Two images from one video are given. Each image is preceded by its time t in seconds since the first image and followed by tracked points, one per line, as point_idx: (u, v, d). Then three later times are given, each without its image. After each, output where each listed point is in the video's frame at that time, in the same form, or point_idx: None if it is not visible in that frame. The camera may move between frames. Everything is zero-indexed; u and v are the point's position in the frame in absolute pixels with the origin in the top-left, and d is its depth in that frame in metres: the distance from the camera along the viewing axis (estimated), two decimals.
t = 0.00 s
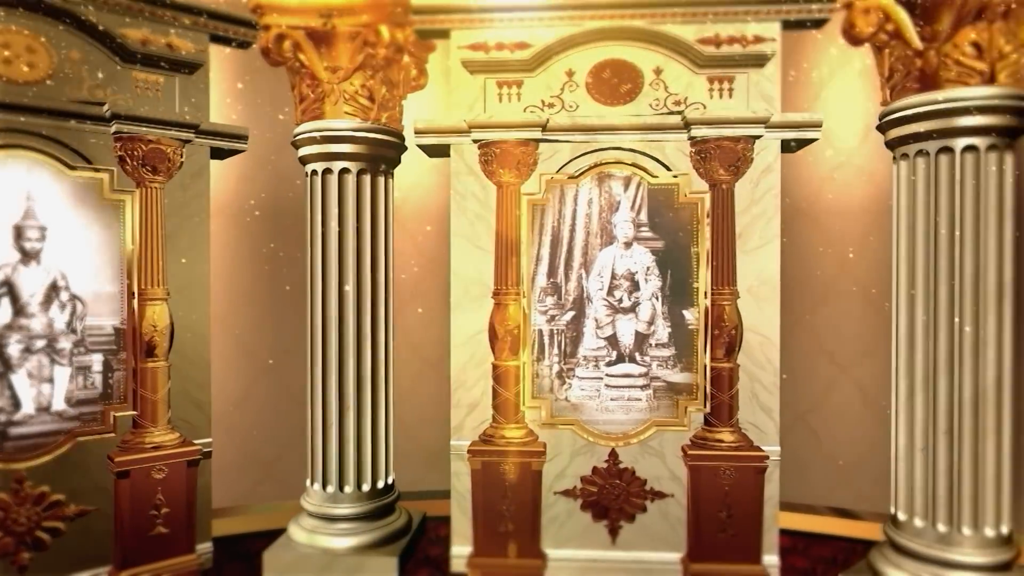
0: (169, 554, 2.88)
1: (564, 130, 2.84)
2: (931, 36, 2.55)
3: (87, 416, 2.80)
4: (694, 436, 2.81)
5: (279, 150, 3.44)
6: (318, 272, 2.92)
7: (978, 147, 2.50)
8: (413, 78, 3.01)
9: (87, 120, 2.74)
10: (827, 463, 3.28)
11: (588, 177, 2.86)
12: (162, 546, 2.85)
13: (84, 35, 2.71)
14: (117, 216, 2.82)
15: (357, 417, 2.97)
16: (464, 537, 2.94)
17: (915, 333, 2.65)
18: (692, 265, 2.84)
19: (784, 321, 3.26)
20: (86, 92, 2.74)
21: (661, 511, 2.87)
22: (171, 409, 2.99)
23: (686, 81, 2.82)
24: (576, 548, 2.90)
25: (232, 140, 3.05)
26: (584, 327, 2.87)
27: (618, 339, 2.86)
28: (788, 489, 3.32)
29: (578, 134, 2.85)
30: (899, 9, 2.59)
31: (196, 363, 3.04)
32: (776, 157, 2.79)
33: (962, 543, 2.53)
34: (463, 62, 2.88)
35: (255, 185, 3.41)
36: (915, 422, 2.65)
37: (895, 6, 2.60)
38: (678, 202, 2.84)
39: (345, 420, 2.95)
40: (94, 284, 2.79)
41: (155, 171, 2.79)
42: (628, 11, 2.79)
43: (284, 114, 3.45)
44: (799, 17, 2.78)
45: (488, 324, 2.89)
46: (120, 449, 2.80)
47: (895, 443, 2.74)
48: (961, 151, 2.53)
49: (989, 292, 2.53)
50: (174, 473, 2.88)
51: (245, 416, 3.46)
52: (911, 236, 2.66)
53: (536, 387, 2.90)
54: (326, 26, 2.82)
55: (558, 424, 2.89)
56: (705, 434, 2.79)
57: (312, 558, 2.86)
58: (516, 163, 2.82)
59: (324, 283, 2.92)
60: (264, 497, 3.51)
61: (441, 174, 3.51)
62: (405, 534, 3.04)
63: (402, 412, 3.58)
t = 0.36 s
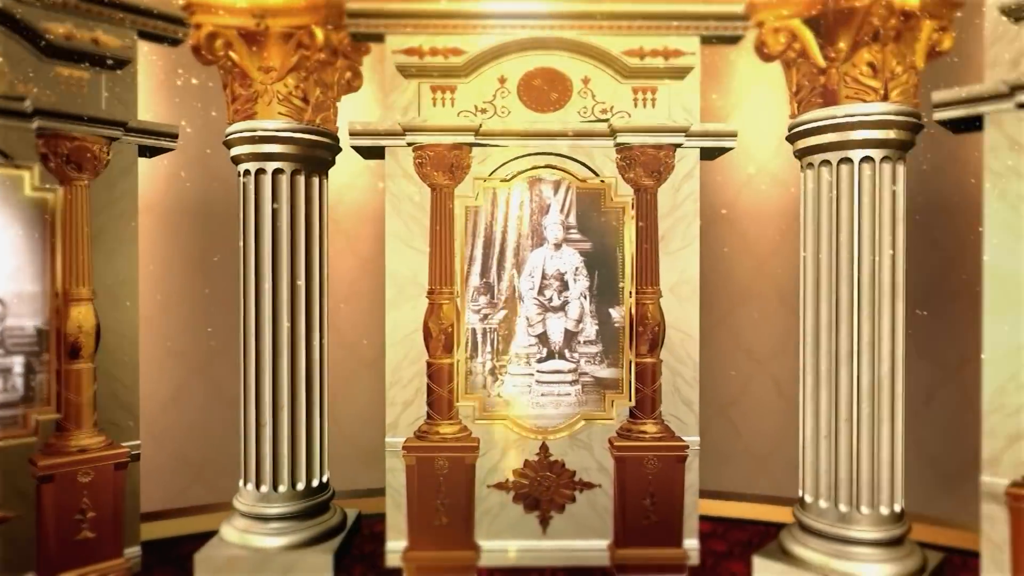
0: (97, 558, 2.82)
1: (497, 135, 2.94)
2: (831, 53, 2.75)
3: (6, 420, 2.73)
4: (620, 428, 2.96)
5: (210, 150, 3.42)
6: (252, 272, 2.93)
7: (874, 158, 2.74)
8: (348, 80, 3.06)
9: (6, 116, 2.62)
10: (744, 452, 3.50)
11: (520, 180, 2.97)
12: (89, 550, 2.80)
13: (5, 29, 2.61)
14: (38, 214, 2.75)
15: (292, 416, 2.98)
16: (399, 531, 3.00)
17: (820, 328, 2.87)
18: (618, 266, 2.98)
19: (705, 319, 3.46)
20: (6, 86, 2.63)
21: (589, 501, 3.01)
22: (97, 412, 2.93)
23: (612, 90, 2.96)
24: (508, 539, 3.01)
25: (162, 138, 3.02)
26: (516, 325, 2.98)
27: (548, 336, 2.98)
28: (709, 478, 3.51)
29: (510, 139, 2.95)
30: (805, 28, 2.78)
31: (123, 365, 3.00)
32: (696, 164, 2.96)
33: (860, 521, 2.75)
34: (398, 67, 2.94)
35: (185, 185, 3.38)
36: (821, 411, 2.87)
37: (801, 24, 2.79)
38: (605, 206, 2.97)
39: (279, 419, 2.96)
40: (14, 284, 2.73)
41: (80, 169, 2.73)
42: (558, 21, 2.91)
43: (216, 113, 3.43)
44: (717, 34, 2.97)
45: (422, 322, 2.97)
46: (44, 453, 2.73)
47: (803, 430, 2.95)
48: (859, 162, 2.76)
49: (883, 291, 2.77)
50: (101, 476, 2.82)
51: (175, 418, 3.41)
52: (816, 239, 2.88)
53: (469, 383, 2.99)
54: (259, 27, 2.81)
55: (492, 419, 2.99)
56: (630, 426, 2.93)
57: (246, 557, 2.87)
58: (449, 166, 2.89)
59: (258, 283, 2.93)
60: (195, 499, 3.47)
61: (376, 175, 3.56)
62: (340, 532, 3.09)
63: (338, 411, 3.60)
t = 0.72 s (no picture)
0: (28, 561, 2.79)
1: (436, 139, 3.03)
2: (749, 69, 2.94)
3: None
4: (555, 422, 3.09)
5: (145, 149, 3.38)
6: (190, 272, 2.93)
7: (789, 166, 2.94)
8: (287, 81, 3.09)
9: None
10: (674, 444, 3.67)
11: (459, 183, 3.06)
12: (19, 554, 2.75)
13: None
14: None
15: (231, 415, 3.00)
16: (340, 528, 3.04)
17: (741, 325, 3.06)
18: (553, 267, 3.11)
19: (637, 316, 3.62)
20: None
21: (526, 492, 3.13)
22: (25, 414, 2.84)
23: (547, 98, 3.09)
24: (448, 532, 3.09)
25: (95, 137, 3.03)
26: (455, 324, 3.07)
27: (486, 334, 3.08)
28: (641, 469, 3.68)
29: (449, 143, 3.04)
30: (725, 44, 2.99)
31: (54, 366, 2.94)
32: (626, 170, 3.12)
33: (775, 504, 2.96)
34: (338, 71, 2.99)
35: (117, 182, 3.33)
36: (742, 401, 3.06)
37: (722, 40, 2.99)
38: (540, 209, 3.10)
39: (218, 419, 2.97)
40: None
41: (8, 167, 2.70)
42: (495, 31, 3.02)
43: (151, 111, 3.39)
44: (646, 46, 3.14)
45: (363, 321, 3.03)
46: None
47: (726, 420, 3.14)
48: (775, 170, 2.96)
49: (797, 290, 2.98)
50: (31, 479, 2.80)
51: (107, 420, 3.36)
52: (737, 241, 3.08)
53: (409, 381, 3.06)
54: (197, 28, 2.82)
55: (431, 415, 3.07)
56: (565, 419, 3.08)
57: (185, 557, 2.87)
58: (389, 168, 2.97)
59: (196, 283, 2.93)
60: (129, 501, 3.43)
61: (316, 176, 3.59)
62: (281, 529, 3.12)
63: (279, 411, 3.60)
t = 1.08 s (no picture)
0: None
1: (378, 142, 3.11)
2: (678, 81, 3.14)
3: None
4: (495, 417, 3.22)
5: (80, 148, 3.34)
6: (129, 272, 2.93)
7: (712, 173, 3.14)
8: (228, 82, 3.12)
9: None
10: (610, 435, 3.86)
11: (400, 186, 3.14)
12: None
13: None
14: None
15: (171, 415, 3.00)
16: (282, 524, 3.08)
17: (670, 322, 3.25)
18: (492, 267, 3.23)
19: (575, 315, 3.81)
20: None
21: (466, 485, 3.23)
22: None
23: (487, 104, 3.21)
24: (389, 525, 3.17)
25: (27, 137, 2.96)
26: (397, 322, 3.15)
27: (427, 332, 3.17)
28: (576, 462, 3.87)
29: (391, 147, 3.12)
30: (654, 57, 3.19)
31: None
32: (562, 175, 3.27)
33: (700, 489, 3.15)
34: (280, 73, 3.04)
35: (51, 181, 3.28)
36: (670, 394, 3.25)
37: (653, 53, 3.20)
38: (479, 211, 3.21)
39: (158, 418, 2.97)
40: None
41: None
42: (436, 38, 3.12)
43: (87, 110, 3.36)
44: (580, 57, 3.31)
45: (305, 320, 3.08)
46: None
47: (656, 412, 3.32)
48: (700, 176, 3.16)
49: (720, 289, 3.18)
50: None
51: (39, 422, 3.30)
52: (666, 243, 3.26)
53: (351, 378, 3.13)
54: (137, 28, 2.84)
55: (373, 412, 3.14)
56: (503, 414, 3.21)
57: (124, 557, 2.86)
58: (331, 170, 3.04)
59: (135, 282, 2.93)
60: (61, 505, 3.37)
61: (258, 177, 3.62)
62: (222, 527, 3.14)
63: (221, 411, 3.61)
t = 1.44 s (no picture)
0: None
1: (325, 144, 3.17)
2: (616, 91, 3.31)
3: None
4: (441, 413, 3.32)
5: (19, 146, 3.30)
6: (71, 272, 2.92)
7: (648, 178, 3.32)
8: (173, 82, 3.14)
9: None
10: (557, 431, 4.01)
11: (347, 188, 3.21)
12: None
13: None
14: None
15: (114, 415, 3.00)
16: (228, 522, 3.11)
17: (609, 320, 3.40)
18: (438, 268, 3.32)
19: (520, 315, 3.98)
20: None
21: (412, 480, 3.32)
22: None
23: (433, 109, 3.30)
24: (336, 521, 3.23)
25: None
26: (344, 321, 3.22)
27: (374, 331, 3.25)
28: (521, 457, 4.02)
29: (338, 149, 3.19)
30: (593, 68, 3.34)
31: None
32: (506, 178, 3.39)
33: (636, 479, 3.33)
34: (227, 75, 3.07)
35: None
36: (609, 389, 3.41)
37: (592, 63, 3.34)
38: (425, 213, 3.30)
39: (101, 418, 2.97)
40: None
41: None
42: (383, 44, 3.21)
43: (26, 108, 3.31)
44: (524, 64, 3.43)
45: (251, 320, 3.12)
46: None
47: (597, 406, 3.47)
48: (637, 181, 3.33)
49: (656, 289, 3.35)
50: None
51: None
52: (605, 245, 3.42)
53: (298, 376, 3.18)
54: (79, 26, 2.83)
55: (320, 409, 3.20)
56: (449, 410, 3.32)
57: (65, 558, 2.85)
58: (278, 171, 3.09)
59: (77, 282, 2.92)
60: None
61: (204, 177, 3.63)
62: (166, 527, 3.15)
63: (166, 412, 3.60)
